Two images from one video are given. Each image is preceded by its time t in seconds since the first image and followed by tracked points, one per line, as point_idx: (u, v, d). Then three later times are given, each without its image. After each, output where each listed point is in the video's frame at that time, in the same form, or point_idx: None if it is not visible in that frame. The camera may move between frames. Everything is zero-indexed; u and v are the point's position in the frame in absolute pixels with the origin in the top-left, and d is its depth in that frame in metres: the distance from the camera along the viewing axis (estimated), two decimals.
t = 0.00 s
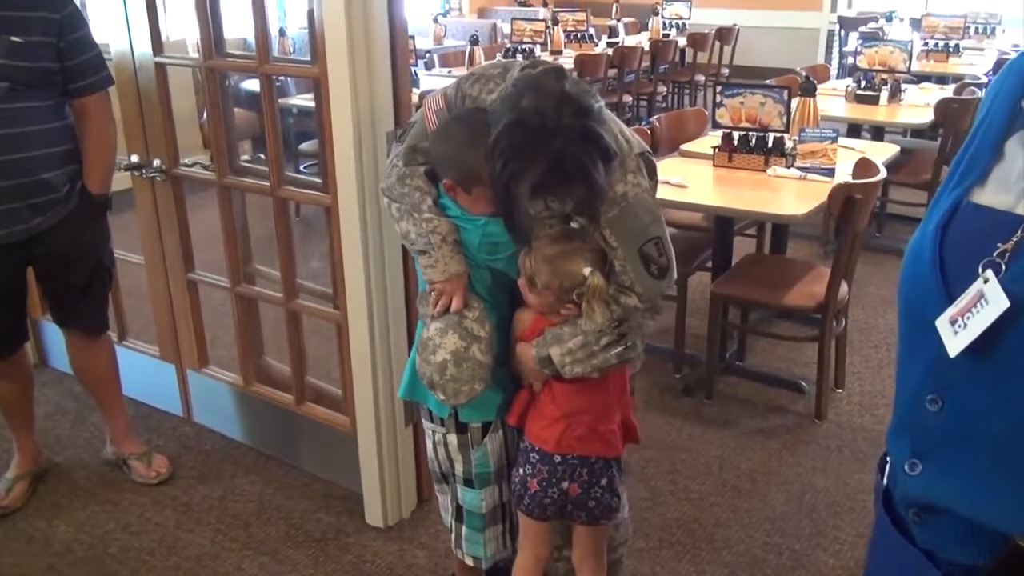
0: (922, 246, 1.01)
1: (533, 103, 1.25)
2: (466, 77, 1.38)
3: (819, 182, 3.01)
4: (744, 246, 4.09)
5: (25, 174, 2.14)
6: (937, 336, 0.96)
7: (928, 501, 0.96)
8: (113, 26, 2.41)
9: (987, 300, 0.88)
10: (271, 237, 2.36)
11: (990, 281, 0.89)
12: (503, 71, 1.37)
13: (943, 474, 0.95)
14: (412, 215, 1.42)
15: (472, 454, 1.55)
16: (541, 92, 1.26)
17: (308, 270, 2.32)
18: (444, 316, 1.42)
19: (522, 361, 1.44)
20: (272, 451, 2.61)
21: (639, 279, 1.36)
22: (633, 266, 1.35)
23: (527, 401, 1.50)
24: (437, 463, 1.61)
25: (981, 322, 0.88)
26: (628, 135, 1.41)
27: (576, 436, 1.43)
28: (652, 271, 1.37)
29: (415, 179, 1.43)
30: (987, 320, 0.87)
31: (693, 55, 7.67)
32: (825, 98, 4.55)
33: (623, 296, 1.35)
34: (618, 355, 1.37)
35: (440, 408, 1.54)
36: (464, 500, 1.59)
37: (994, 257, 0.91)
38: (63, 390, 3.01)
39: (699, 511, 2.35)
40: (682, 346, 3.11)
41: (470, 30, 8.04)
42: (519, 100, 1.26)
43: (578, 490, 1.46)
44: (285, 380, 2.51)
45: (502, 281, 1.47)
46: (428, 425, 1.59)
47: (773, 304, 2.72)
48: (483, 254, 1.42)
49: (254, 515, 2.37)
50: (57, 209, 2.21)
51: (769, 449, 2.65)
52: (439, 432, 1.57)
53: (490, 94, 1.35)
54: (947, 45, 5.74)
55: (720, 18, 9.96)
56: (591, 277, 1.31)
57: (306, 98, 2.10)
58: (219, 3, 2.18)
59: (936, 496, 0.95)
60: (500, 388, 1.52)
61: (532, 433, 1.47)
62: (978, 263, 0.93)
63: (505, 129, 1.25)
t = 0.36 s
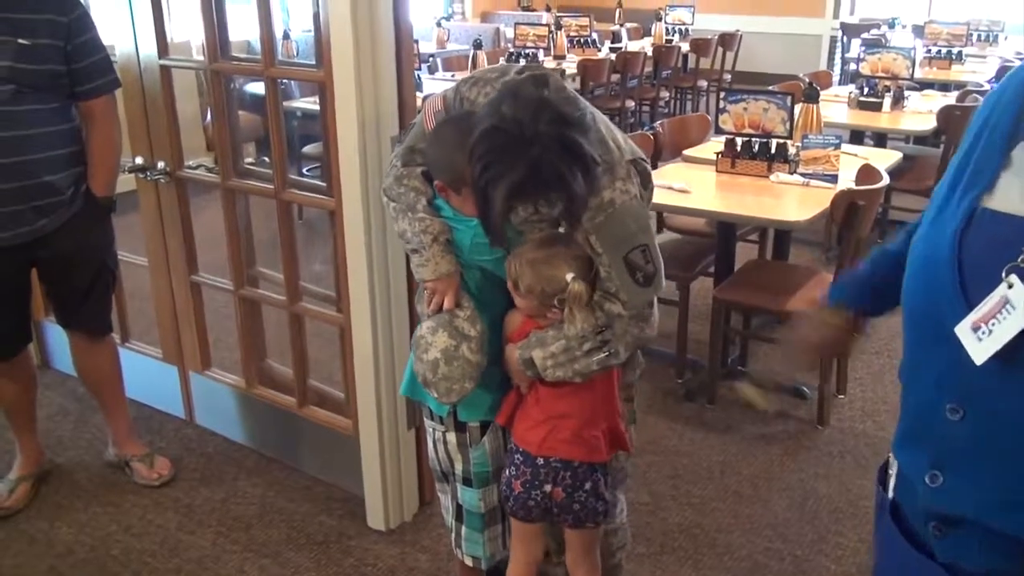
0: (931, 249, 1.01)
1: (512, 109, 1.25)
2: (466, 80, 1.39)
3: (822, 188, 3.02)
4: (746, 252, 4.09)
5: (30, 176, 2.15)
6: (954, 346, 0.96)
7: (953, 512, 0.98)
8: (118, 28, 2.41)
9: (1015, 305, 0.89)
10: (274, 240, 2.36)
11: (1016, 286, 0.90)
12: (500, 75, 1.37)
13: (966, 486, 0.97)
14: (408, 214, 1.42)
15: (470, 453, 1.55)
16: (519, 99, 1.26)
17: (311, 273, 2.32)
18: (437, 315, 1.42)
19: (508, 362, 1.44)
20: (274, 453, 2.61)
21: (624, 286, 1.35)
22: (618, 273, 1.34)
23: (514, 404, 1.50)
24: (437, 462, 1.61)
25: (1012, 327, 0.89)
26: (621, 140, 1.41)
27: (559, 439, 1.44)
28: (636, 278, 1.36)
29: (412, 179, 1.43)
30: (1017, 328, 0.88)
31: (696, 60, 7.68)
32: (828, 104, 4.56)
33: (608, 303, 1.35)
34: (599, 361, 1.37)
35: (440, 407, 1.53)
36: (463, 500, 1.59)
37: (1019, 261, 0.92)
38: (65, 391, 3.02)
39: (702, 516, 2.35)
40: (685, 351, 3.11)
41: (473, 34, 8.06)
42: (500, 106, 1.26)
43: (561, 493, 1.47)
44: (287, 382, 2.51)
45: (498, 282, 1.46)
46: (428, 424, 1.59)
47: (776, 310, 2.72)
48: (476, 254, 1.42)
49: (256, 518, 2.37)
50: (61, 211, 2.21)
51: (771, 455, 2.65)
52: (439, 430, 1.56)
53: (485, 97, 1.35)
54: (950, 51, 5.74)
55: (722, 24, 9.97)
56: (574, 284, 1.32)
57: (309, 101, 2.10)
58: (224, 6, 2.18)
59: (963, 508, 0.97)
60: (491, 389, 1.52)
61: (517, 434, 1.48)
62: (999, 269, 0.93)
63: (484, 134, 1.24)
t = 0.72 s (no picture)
0: (931, 252, 1.01)
1: (511, 111, 1.24)
2: (471, 83, 1.38)
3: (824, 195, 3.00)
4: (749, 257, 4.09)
5: (34, 176, 2.15)
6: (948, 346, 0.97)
7: (944, 515, 0.98)
8: (124, 28, 2.41)
9: (1005, 311, 0.89)
10: (277, 241, 2.37)
11: (1008, 292, 0.90)
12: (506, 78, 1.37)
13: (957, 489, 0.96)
14: (411, 215, 1.43)
15: (471, 454, 1.55)
16: (519, 101, 1.25)
17: (313, 274, 2.32)
18: (439, 316, 1.43)
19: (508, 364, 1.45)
20: (275, 454, 2.61)
21: (624, 290, 1.35)
22: (618, 276, 1.35)
23: (514, 408, 1.49)
24: (438, 462, 1.61)
25: (1000, 333, 0.89)
26: (625, 144, 1.40)
27: (558, 443, 1.43)
28: (637, 283, 1.36)
29: (416, 181, 1.44)
30: (1008, 332, 0.88)
31: (700, 65, 7.68)
32: (833, 110, 4.55)
33: (608, 306, 1.36)
34: (599, 365, 1.38)
35: (441, 407, 1.53)
36: (464, 501, 1.59)
37: (1012, 267, 0.91)
38: (67, 390, 3.02)
39: (703, 522, 2.35)
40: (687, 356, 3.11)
41: (479, 37, 8.07)
42: (500, 107, 1.25)
43: (561, 498, 1.46)
44: (289, 383, 2.51)
45: (501, 285, 1.46)
46: (430, 425, 1.59)
47: (779, 315, 2.72)
48: (478, 256, 1.42)
49: (256, 519, 2.37)
50: (65, 211, 2.22)
51: (773, 461, 2.65)
52: (441, 431, 1.56)
53: (489, 99, 1.33)
54: (955, 58, 5.74)
55: (727, 28, 9.98)
56: (572, 288, 1.32)
57: (314, 103, 2.11)
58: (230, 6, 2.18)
59: (953, 511, 0.97)
60: (491, 391, 1.51)
61: (517, 437, 1.47)
62: (994, 273, 0.93)
63: (483, 135, 1.23)
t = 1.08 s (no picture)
0: (930, 263, 1.00)
1: (538, 115, 1.24)
2: (484, 87, 1.38)
3: (828, 198, 3.01)
4: (753, 260, 4.09)
5: (41, 176, 2.16)
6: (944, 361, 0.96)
7: (942, 526, 0.97)
8: (130, 29, 2.42)
9: (995, 326, 0.88)
10: (282, 243, 2.37)
11: (997, 308, 0.89)
12: (520, 81, 1.36)
13: (956, 500, 0.96)
14: (426, 220, 1.42)
15: (481, 460, 1.53)
16: (546, 106, 1.25)
17: (318, 276, 2.33)
18: (454, 322, 1.43)
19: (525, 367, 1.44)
20: (279, 455, 2.61)
21: (644, 292, 1.33)
22: (639, 280, 1.32)
23: (531, 412, 1.48)
24: (445, 467, 1.58)
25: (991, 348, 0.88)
26: (641, 148, 1.40)
27: (578, 446, 1.43)
28: (657, 285, 1.33)
29: (431, 186, 1.41)
30: (999, 347, 0.87)
31: (705, 67, 7.68)
32: (837, 113, 4.55)
33: (628, 310, 1.33)
34: (617, 368, 1.36)
35: (452, 413, 1.52)
36: (472, 506, 1.58)
37: (1000, 283, 0.92)
38: (72, 390, 3.03)
39: (706, 524, 2.35)
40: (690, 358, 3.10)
41: (483, 39, 8.08)
42: (525, 112, 1.25)
43: (580, 502, 1.45)
44: (294, 385, 2.52)
45: (515, 290, 1.45)
46: (439, 430, 1.57)
47: (780, 318, 2.72)
48: (496, 261, 1.41)
49: (260, 520, 2.37)
50: (71, 212, 2.23)
51: (776, 463, 2.65)
52: (450, 437, 1.55)
53: (506, 102, 1.34)
54: (960, 62, 5.73)
55: (731, 31, 9.98)
56: (591, 301, 1.32)
57: (319, 104, 2.11)
58: (235, 8, 2.19)
59: (950, 522, 0.96)
60: (506, 395, 1.50)
61: (536, 440, 1.46)
62: (983, 288, 0.94)
63: (509, 140, 1.23)
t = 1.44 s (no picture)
0: (936, 268, 1.01)
1: (559, 117, 1.23)
2: (491, 89, 1.37)
3: (828, 200, 3.00)
4: (753, 261, 4.09)
5: (41, 176, 2.16)
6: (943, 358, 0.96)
7: (938, 521, 0.97)
8: (130, 30, 2.42)
9: (992, 322, 0.87)
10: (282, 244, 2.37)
11: (994, 306, 0.88)
12: (528, 83, 1.35)
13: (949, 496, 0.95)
14: (435, 224, 1.38)
15: (486, 465, 1.50)
16: (568, 108, 1.24)
17: (318, 277, 2.33)
18: (465, 327, 1.39)
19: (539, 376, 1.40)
20: (278, 456, 2.61)
21: (657, 295, 1.34)
22: (651, 283, 1.33)
23: (541, 415, 1.46)
24: (448, 472, 1.56)
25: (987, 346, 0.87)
26: (651, 151, 1.40)
27: (591, 446, 1.41)
28: (669, 287, 1.35)
29: (439, 189, 1.38)
30: (994, 344, 0.87)
31: (705, 69, 7.69)
32: (837, 115, 4.55)
33: (639, 315, 1.33)
34: (630, 376, 1.37)
35: (456, 418, 1.49)
36: (475, 511, 1.55)
37: (999, 281, 0.91)
38: (71, 391, 3.03)
39: (705, 525, 2.35)
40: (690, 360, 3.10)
41: (483, 41, 8.09)
42: (545, 113, 1.24)
43: (591, 501, 1.44)
44: (294, 386, 2.52)
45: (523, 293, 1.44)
46: (442, 435, 1.55)
47: (779, 321, 2.72)
48: (507, 264, 1.38)
49: (259, 520, 2.37)
50: (71, 212, 2.23)
51: (776, 465, 2.64)
52: (454, 442, 1.52)
53: (516, 106, 1.33)
54: (960, 64, 5.73)
55: (731, 33, 9.99)
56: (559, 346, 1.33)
57: (320, 105, 2.11)
58: (236, 9, 2.19)
59: (945, 517, 0.96)
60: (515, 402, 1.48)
61: (547, 441, 1.45)
62: (981, 289, 0.93)
63: (530, 143, 1.23)
